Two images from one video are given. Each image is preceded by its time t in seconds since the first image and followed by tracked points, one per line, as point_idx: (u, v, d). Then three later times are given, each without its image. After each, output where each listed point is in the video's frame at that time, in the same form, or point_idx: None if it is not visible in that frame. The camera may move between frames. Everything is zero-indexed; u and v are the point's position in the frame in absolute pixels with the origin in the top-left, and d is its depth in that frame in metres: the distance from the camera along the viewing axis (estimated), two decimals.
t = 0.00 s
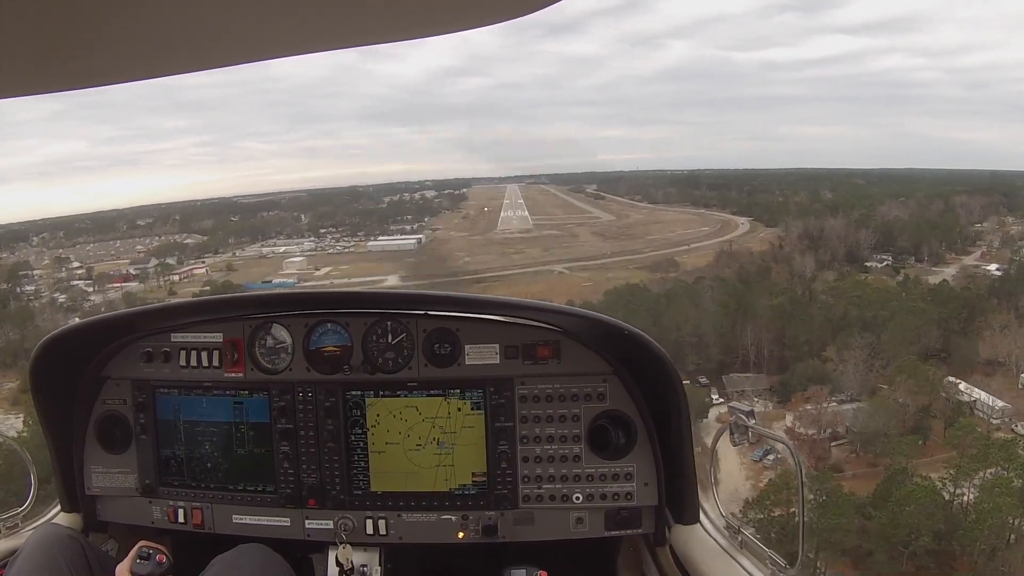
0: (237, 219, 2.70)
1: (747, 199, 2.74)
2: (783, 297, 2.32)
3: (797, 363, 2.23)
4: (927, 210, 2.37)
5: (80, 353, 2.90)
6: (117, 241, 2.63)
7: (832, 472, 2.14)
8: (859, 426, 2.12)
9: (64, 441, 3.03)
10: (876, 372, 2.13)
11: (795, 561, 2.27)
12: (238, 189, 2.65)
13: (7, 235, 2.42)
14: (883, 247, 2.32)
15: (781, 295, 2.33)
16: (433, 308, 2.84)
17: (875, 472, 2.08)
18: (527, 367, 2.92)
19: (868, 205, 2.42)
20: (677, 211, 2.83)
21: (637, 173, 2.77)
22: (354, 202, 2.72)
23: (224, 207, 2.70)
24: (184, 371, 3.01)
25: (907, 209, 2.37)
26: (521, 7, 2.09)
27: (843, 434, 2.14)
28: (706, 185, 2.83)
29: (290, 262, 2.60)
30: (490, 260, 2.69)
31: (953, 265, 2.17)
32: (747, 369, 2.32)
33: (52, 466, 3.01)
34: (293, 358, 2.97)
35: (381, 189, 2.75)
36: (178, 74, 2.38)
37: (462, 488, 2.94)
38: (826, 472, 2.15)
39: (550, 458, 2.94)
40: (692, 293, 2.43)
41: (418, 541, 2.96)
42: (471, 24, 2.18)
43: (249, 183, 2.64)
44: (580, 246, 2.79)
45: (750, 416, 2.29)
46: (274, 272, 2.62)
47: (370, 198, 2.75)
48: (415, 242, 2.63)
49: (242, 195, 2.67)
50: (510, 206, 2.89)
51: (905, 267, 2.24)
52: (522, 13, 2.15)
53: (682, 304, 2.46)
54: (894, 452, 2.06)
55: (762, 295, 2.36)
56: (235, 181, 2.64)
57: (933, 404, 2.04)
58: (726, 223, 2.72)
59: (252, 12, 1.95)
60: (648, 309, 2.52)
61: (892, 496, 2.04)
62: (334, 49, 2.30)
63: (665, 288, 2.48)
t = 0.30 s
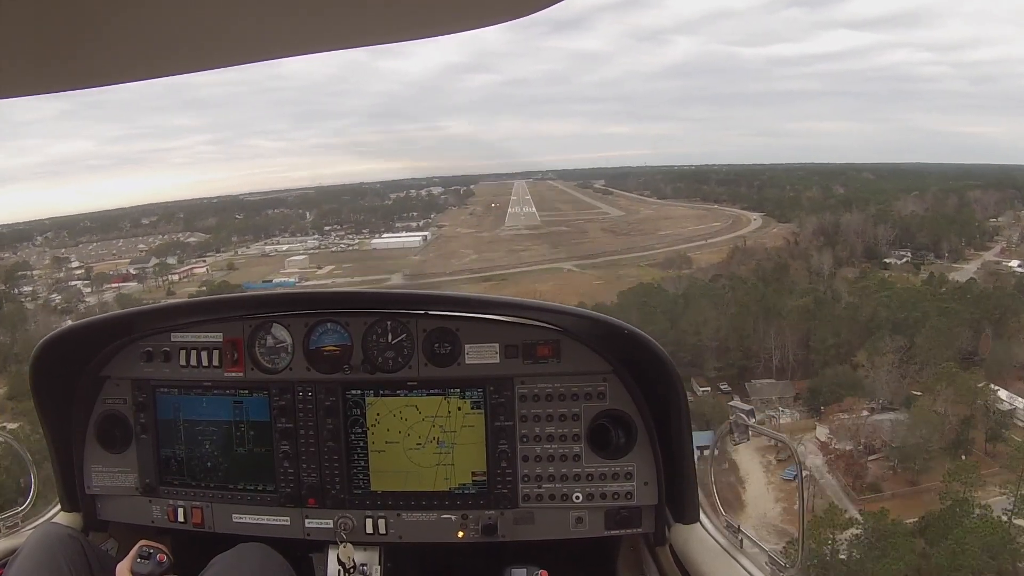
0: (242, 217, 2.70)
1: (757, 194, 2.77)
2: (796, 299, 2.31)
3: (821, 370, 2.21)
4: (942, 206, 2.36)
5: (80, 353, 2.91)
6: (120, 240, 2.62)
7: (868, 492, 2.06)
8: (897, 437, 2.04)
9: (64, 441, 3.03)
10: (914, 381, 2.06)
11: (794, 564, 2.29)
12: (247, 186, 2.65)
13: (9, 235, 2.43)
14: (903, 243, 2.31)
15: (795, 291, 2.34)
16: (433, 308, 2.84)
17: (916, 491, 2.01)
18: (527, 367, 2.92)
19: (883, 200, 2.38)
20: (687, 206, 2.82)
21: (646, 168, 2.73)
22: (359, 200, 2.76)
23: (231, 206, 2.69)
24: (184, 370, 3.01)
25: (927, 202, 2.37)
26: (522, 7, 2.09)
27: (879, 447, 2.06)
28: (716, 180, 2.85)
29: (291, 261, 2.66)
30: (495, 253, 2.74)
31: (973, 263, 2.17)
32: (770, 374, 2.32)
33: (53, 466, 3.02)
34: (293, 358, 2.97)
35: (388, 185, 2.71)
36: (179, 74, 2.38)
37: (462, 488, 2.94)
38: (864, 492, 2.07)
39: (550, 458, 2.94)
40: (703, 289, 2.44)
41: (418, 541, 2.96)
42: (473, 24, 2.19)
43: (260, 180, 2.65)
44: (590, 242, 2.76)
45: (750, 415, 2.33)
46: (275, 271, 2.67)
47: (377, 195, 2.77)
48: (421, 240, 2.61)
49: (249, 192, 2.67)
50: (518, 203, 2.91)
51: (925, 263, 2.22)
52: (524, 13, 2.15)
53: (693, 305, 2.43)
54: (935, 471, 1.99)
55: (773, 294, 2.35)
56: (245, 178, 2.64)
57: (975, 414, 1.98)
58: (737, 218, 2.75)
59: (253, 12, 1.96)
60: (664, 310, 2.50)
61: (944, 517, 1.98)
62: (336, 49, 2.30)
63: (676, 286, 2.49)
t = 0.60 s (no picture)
0: (242, 213, 2.66)
1: (767, 189, 2.61)
2: (811, 301, 2.24)
3: (844, 379, 2.14)
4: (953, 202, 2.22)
5: (80, 352, 2.91)
6: (119, 238, 2.60)
7: (906, 516, 1.97)
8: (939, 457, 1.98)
9: (63, 441, 3.03)
10: (948, 391, 1.98)
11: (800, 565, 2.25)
12: (251, 182, 2.70)
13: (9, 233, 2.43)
14: (918, 238, 2.22)
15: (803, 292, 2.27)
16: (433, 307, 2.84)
17: (956, 516, 1.90)
18: (527, 366, 2.92)
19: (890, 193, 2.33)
20: (692, 201, 2.80)
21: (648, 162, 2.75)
22: (361, 195, 2.71)
23: (232, 202, 2.67)
24: (184, 370, 3.01)
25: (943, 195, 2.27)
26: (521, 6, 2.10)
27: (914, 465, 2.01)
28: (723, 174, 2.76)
29: (289, 259, 2.57)
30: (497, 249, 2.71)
31: (989, 258, 2.05)
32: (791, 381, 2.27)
33: (53, 465, 3.02)
34: (293, 357, 2.97)
35: (390, 180, 2.72)
36: (179, 73, 2.38)
37: (462, 487, 2.94)
38: (900, 518, 1.98)
39: (550, 457, 2.94)
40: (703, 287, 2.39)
41: (418, 541, 2.96)
42: (472, 24, 2.20)
43: (260, 173, 2.70)
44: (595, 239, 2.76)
45: (750, 415, 2.38)
46: (272, 270, 2.56)
47: (377, 189, 2.72)
48: (421, 236, 2.61)
49: (254, 189, 2.72)
50: (521, 198, 2.88)
51: (943, 260, 2.11)
52: (521, 13, 2.16)
53: (705, 310, 2.39)
54: (975, 495, 1.89)
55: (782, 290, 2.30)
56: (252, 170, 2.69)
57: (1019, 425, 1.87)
58: (745, 213, 2.63)
59: (252, 11, 1.96)
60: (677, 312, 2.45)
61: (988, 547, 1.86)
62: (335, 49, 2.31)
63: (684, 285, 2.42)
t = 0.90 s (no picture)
0: (239, 213, 2.68)
1: (770, 184, 2.67)
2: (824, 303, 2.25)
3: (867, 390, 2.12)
4: (960, 195, 2.26)
5: (80, 352, 2.91)
6: (112, 240, 2.62)
7: (945, 547, 1.90)
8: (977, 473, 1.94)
9: (63, 441, 3.03)
10: (981, 403, 1.97)
11: None
12: (247, 183, 2.66)
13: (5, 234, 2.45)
14: (928, 235, 2.22)
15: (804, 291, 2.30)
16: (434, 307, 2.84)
17: (1000, 544, 1.86)
18: (527, 367, 2.92)
19: (897, 188, 2.34)
20: (691, 197, 2.84)
21: (648, 160, 2.74)
22: (358, 194, 2.71)
23: (227, 201, 2.66)
24: (184, 370, 3.01)
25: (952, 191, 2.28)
26: (521, 7, 2.11)
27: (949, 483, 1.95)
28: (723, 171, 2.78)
29: (282, 261, 2.59)
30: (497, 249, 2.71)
31: (1003, 255, 2.08)
32: (812, 392, 2.24)
33: (52, 466, 3.03)
34: (293, 357, 2.97)
35: (388, 178, 2.71)
36: (179, 73, 2.39)
37: (462, 487, 2.94)
38: (940, 549, 1.91)
39: (550, 458, 2.94)
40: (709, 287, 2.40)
41: (418, 541, 2.96)
42: (472, 24, 2.20)
43: (259, 172, 2.65)
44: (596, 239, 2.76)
45: (750, 415, 2.35)
46: (265, 271, 2.59)
47: (376, 189, 2.71)
48: (418, 236, 2.62)
49: (252, 188, 2.68)
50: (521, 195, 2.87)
51: (955, 257, 2.11)
52: (522, 13, 2.17)
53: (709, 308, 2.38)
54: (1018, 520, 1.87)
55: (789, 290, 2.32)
56: (251, 167, 2.65)
57: None
58: (748, 211, 2.70)
59: (252, 11, 1.96)
60: (686, 317, 2.44)
61: None
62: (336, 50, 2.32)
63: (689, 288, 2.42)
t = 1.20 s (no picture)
0: (229, 212, 2.70)
1: (767, 185, 2.70)
2: (830, 311, 2.22)
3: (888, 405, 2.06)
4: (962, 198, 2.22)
5: (79, 352, 2.91)
6: (99, 240, 2.61)
7: None
8: (1018, 503, 1.83)
9: (63, 441, 3.04)
10: (1012, 424, 1.87)
11: None
12: (241, 182, 2.70)
13: None
14: (935, 236, 2.20)
15: (814, 301, 2.26)
16: (434, 308, 2.84)
17: None
18: (527, 367, 2.92)
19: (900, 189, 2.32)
20: (688, 198, 2.87)
21: (646, 160, 2.73)
22: (349, 194, 2.73)
23: (217, 200, 2.70)
24: (185, 370, 3.01)
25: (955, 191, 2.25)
26: (520, 6, 2.11)
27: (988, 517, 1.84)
28: (719, 170, 2.80)
29: (268, 262, 2.57)
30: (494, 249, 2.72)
31: (1013, 258, 2.00)
32: (829, 409, 2.19)
33: (52, 465, 3.03)
34: (293, 358, 2.97)
35: (380, 177, 2.77)
36: (180, 73, 2.40)
37: (462, 488, 2.94)
38: None
39: (550, 458, 2.94)
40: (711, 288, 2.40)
41: (418, 541, 2.96)
42: (471, 24, 2.21)
43: (255, 171, 2.69)
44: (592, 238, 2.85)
45: (750, 415, 2.37)
46: (251, 272, 2.57)
47: (367, 188, 2.75)
48: (408, 236, 2.64)
49: (246, 187, 2.72)
50: (514, 195, 2.94)
51: (961, 261, 2.08)
52: (521, 13, 2.17)
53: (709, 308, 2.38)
54: None
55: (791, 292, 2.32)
56: (249, 169, 2.69)
57: None
58: (746, 211, 2.71)
59: (252, 11, 1.97)
60: (694, 327, 2.43)
61: None
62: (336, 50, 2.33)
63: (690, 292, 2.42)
